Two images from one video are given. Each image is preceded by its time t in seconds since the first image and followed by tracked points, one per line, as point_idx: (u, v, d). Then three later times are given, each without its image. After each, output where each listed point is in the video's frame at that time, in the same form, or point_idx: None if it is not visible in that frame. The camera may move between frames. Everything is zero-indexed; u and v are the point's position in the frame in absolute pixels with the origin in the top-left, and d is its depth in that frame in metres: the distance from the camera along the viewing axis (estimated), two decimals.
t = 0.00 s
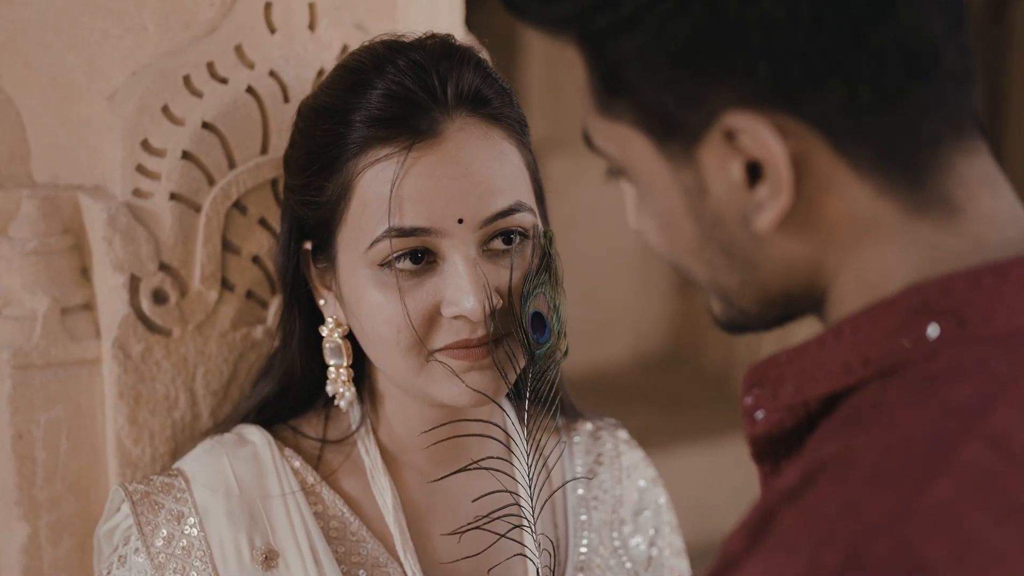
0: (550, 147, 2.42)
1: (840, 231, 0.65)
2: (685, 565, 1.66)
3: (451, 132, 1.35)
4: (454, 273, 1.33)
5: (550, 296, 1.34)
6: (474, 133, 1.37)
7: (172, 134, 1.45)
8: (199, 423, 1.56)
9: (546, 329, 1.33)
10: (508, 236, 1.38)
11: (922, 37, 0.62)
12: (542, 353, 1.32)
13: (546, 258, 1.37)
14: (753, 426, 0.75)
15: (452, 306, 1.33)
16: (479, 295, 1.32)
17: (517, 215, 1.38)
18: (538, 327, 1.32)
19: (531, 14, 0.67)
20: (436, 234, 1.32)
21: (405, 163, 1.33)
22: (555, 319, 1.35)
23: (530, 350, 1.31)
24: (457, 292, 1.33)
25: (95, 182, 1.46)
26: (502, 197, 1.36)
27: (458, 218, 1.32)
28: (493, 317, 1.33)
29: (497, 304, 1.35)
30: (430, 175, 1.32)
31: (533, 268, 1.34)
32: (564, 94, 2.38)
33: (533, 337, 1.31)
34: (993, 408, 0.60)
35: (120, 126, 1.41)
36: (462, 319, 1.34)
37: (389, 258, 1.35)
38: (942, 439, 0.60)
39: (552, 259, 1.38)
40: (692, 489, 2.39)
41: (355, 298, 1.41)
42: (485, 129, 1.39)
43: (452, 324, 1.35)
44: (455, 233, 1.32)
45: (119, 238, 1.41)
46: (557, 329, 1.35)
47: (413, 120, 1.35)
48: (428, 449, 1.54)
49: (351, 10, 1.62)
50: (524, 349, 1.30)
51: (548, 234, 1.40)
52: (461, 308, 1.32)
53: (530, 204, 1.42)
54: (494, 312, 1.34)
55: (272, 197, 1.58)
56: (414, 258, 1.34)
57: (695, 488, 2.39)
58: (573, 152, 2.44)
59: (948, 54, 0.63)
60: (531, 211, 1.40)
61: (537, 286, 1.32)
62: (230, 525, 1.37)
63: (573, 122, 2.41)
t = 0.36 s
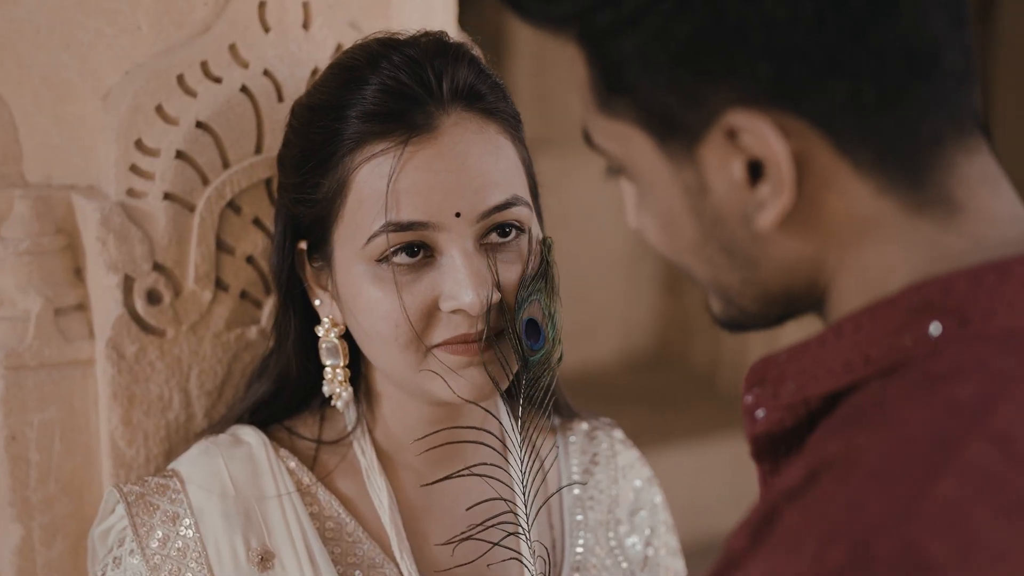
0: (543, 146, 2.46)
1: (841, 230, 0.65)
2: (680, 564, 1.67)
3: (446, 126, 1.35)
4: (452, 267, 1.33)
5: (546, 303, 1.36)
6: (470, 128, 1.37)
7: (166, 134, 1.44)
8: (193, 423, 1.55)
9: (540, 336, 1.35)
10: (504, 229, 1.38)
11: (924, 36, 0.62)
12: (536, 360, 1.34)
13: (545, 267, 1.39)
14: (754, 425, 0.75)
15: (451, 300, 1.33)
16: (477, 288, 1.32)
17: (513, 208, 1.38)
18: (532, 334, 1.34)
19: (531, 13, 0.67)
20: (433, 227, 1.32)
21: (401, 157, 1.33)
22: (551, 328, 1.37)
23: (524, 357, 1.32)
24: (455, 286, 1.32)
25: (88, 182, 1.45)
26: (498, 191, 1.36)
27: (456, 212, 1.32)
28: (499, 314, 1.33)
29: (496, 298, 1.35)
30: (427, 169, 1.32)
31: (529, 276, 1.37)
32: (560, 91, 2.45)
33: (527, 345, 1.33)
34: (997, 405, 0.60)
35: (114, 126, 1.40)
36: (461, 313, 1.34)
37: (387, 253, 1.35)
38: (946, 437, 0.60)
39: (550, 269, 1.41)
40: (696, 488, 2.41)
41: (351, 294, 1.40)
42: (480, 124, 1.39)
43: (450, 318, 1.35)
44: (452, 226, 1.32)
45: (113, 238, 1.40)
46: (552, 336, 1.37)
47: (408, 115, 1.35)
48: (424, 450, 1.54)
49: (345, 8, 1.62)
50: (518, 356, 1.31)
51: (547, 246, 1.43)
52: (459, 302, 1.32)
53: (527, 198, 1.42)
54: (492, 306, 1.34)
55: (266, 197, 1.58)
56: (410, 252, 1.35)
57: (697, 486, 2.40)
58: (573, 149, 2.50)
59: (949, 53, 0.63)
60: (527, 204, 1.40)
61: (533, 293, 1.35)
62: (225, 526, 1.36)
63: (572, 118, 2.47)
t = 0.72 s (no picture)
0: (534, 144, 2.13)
1: (843, 230, 0.65)
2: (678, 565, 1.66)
3: (443, 122, 1.35)
4: (450, 263, 1.32)
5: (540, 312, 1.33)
6: (466, 124, 1.37)
7: (160, 134, 1.44)
8: (187, 425, 1.54)
9: (534, 345, 1.32)
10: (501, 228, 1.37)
11: (927, 35, 0.62)
12: (529, 369, 1.31)
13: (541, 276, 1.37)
14: (755, 425, 0.75)
15: (450, 296, 1.32)
16: (475, 284, 1.31)
17: (509, 208, 1.38)
18: (526, 343, 1.32)
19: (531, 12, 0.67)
20: (431, 224, 1.31)
21: (398, 154, 1.33)
22: (544, 337, 1.34)
23: (517, 365, 1.30)
24: (453, 282, 1.31)
25: (81, 183, 1.44)
26: (494, 188, 1.36)
27: (454, 208, 1.31)
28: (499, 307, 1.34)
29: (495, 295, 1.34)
30: (424, 165, 1.32)
31: (524, 285, 1.34)
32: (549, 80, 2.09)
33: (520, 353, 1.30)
34: (1002, 404, 0.60)
35: (107, 127, 1.39)
36: (460, 309, 1.33)
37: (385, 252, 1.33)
38: (952, 437, 0.60)
39: (547, 278, 1.38)
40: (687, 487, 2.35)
41: (349, 292, 1.40)
42: (477, 120, 1.39)
43: (449, 315, 1.34)
44: (450, 223, 1.31)
45: (107, 240, 1.39)
46: (546, 345, 1.35)
47: (405, 111, 1.35)
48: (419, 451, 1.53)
49: (339, 8, 1.61)
50: (510, 363, 1.29)
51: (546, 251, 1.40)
52: (458, 298, 1.31)
53: (523, 194, 1.42)
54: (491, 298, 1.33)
55: (260, 198, 1.58)
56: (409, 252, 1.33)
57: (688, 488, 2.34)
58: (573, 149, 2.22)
59: (951, 52, 0.63)
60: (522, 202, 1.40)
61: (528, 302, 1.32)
62: (221, 528, 1.36)
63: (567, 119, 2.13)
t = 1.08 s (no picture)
0: (528, 146, 1.99)
1: (847, 231, 0.65)
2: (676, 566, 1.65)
3: (440, 118, 1.35)
4: (449, 259, 1.32)
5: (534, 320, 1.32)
6: (463, 120, 1.37)
7: (155, 135, 1.43)
8: (183, 428, 1.53)
9: (528, 353, 1.31)
10: (500, 222, 1.39)
11: (932, 35, 0.61)
12: (523, 377, 1.30)
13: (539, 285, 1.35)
14: (757, 427, 0.75)
15: (448, 293, 1.32)
16: (475, 279, 1.31)
17: (507, 201, 1.38)
18: (519, 351, 1.30)
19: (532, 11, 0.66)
20: (429, 219, 1.31)
21: (396, 150, 1.32)
22: (539, 345, 1.33)
23: (511, 374, 1.29)
24: (453, 278, 1.31)
25: (75, 185, 1.43)
26: (492, 183, 1.35)
27: (452, 203, 1.32)
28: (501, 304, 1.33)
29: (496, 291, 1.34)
30: (421, 161, 1.32)
31: (520, 293, 1.32)
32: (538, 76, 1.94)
33: (514, 361, 1.29)
34: (1008, 405, 0.60)
35: (102, 128, 1.39)
36: (460, 306, 1.33)
37: (382, 248, 1.34)
38: (959, 438, 0.59)
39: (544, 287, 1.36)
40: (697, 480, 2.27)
41: (347, 292, 1.39)
42: (473, 117, 1.39)
43: (449, 312, 1.33)
44: (449, 218, 1.32)
45: (102, 242, 1.38)
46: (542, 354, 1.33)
47: (401, 107, 1.35)
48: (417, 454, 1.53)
49: (334, 8, 1.60)
50: (504, 371, 1.27)
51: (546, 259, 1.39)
52: (457, 294, 1.30)
53: (520, 190, 1.42)
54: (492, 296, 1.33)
55: (256, 198, 1.57)
56: (407, 246, 1.34)
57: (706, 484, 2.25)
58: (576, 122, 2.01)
59: (956, 51, 0.62)
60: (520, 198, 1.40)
61: (523, 310, 1.31)
62: (219, 531, 1.35)
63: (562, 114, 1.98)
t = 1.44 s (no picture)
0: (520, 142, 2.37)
1: (851, 230, 0.64)
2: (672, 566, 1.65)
3: (436, 115, 1.35)
4: (447, 255, 1.32)
5: (526, 328, 1.32)
6: (459, 117, 1.37)
7: (149, 136, 1.42)
8: (178, 430, 1.53)
9: (520, 360, 1.31)
10: (497, 218, 1.39)
11: (937, 36, 0.61)
12: (516, 384, 1.29)
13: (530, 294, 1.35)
14: (759, 428, 0.75)
15: (447, 288, 1.31)
16: (473, 274, 1.31)
17: (503, 195, 1.37)
18: (511, 358, 1.30)
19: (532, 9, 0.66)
20: (426, 216, 1.31)
21: (392, 147, 1.32)
22: (530, 352, 1.32)
23: (501, 380, 1.28)
24: (452, 273, 1.31)
25: (69, 186, 1.42)
26: (488, 179, 1.35)
27: (449, 198, 1.32)
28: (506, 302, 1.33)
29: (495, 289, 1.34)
30: (417, 157, 1.32)
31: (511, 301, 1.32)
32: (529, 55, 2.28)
33: (506, 368, 1.29)
34: (1013, 405, 0.59)
35: (96, 128, 1.38)
36: (458, 302, 1.32)
37: (378, 246, 1.34)
38: (965, 438, 0.59)
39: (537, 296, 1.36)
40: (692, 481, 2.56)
41: (344, 291, 1.38)
42: (469, 113, 1.39)
43: (448, 308, 1.33)
44: (446, 213, 1.32)
45: (96, 243, 1.37)
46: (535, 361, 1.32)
47: (397, 104, 1.34)
48: (414, 455, 1.52)
49: (330, 8, 1.60)
50: (494, 377, 1.27)
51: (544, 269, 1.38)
52: (457, 289, 1.30)
53: (517, 186, 1.42)
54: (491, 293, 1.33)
55: (250, 199, 1.56)
56: (405, 242, 1.34)
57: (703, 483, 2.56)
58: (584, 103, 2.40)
59: (961, 52, 0.62)
60: (517, 194, 1.41)
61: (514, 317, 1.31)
62: (216, 534, 1.34)
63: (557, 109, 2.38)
